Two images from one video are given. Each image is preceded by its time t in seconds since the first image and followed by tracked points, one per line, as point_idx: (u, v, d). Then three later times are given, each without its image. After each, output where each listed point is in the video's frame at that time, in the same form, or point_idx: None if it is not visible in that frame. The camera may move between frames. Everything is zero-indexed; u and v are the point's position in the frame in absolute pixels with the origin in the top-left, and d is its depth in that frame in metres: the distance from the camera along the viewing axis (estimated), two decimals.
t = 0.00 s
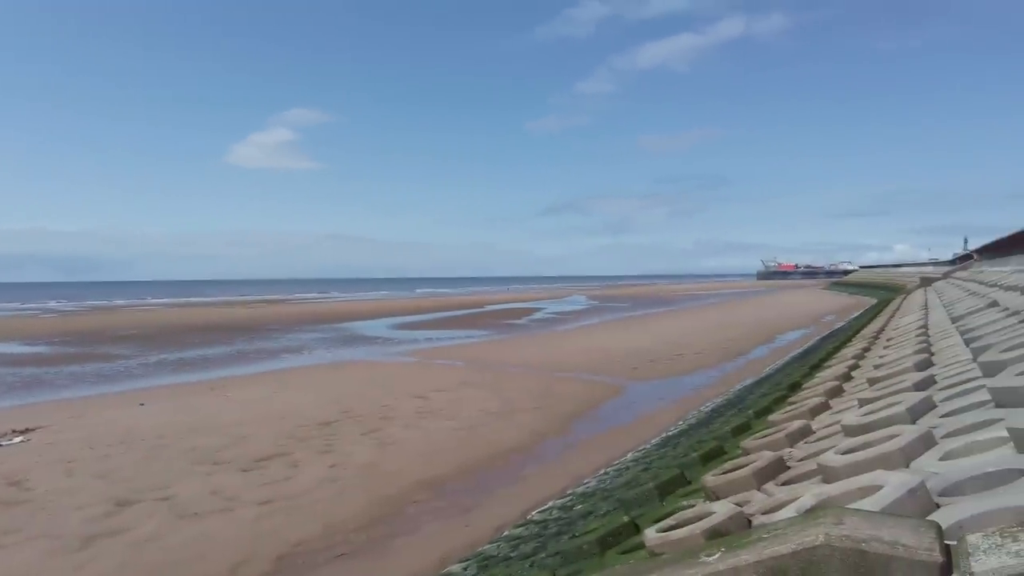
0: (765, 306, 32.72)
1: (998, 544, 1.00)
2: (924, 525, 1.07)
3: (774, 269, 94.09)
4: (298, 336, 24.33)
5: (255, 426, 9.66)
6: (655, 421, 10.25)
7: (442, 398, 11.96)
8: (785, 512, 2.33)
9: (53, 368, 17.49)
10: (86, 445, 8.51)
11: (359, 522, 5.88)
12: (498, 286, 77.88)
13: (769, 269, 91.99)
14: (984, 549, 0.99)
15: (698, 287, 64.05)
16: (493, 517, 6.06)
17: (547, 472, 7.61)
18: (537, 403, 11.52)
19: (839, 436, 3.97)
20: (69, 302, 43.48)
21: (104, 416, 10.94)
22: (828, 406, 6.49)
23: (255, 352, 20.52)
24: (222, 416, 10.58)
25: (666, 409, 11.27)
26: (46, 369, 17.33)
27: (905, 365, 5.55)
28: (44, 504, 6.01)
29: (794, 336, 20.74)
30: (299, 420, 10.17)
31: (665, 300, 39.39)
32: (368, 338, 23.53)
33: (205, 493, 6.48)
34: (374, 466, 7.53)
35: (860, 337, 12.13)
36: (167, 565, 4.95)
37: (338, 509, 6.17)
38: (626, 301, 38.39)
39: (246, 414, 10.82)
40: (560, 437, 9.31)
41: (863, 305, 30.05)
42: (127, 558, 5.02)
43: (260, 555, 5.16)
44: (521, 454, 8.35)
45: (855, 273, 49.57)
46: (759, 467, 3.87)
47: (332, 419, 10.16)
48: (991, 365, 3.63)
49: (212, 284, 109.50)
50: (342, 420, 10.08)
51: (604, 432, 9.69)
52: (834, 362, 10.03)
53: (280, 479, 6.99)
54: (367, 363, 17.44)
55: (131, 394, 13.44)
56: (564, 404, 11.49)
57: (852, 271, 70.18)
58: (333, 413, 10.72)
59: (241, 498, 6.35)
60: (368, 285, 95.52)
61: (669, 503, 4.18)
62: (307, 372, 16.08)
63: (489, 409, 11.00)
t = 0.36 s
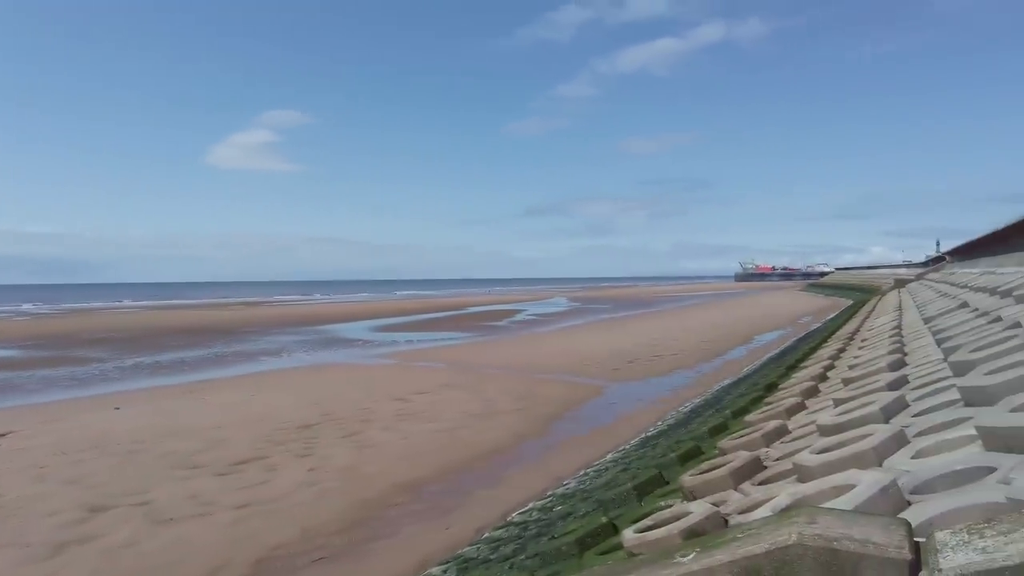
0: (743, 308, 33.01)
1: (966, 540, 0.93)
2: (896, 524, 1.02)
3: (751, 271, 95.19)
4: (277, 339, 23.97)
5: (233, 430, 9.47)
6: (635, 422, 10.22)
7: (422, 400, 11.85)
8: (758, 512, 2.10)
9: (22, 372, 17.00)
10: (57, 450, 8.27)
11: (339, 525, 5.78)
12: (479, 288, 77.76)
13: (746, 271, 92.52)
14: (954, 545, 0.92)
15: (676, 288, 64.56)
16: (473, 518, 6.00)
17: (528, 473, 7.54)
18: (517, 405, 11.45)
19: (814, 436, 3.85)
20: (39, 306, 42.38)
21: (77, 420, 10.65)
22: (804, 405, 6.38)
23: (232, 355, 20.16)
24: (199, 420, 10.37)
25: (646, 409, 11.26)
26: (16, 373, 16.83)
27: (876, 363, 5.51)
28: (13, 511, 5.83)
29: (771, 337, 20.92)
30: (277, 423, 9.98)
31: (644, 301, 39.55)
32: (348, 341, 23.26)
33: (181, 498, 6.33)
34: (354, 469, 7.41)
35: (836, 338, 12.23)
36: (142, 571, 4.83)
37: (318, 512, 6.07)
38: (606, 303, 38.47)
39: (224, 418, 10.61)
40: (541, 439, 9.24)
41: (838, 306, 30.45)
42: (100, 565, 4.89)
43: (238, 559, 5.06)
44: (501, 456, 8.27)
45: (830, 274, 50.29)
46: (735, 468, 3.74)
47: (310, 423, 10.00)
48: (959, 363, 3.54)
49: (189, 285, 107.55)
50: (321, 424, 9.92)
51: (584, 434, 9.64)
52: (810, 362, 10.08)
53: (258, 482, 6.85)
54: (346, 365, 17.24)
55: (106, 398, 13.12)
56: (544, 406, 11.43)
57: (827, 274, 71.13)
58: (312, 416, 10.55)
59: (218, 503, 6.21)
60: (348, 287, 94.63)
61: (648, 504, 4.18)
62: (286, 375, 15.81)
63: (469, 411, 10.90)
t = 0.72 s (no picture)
0: (724, 308, 33.11)
1: (932, 537, 0.84)
2: (866, 522, 0.93)
3: (733, 271, 95.52)
4: (258, 340, 23.54)
5: (210, 432, 9.16)
6: (619, 421, 10.03)
7: (404, 401, 11.60)
8: (733, 511, 1.83)
9: None
10: (30, 455, 7.96)
11: (319, 527, 5.61)
12: (463, 289, 77.30)
13: (727, 271, 93.25)
14: (921, 543, 0.84)
15: (659, 286, 64.68)
16: (455, 519, 5.80)
17: (512, 472, 7.36)
18: (500, 406, 11.21)
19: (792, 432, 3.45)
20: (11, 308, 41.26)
21: (48, 424, 10.26)
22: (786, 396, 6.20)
23: (213, 356, 19.73)
24: (174, 422, 10.02)
25: (630, 408, 11.12)
26: None
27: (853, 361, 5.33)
28: None
29: (752, 336, 20.91)
30: (258, 425, 9.70)
31: (627, 301, 39.49)
32: (331, 342, 22.89)
33: (157, 502, 6.12)
34: (334, 471, 7.19)
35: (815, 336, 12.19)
36: None
37: (297, 514, 5.88)
38: (589, 304, 38.37)
39: (203, 419, 10.30)
40: (523, 438, 9.06)
41: (818, 305, 30.62)
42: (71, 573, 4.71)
43: (214, 565, 4.90)
44: (483, 455, 8.09)
45: (811, 274, 50.49)
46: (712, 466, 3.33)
47: (291, 424, 9.73)
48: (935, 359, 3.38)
49: (168, 287, 106.03)
50: (302, 425, 9.66)
51: (567, 433, 9.49)
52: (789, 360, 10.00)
53: (237, 485, 6.63)
54: (328, 367, 16.88)
55: (80, 400, 12.70)
56: (528, 406, 11.21)
57: (807, 275, 71.82)
58: (293, 418, 10.28)
59: (196, 507, 6.01)
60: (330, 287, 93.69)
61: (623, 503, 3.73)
62: (267, 376, 15.47)
63: (452, 412, 10.69)
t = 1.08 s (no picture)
0: (710, 307, 32.81)
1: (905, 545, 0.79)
2: (831, 531, 0.90)
3: (719, 271, 95.24)
4: (241, 342, 22.75)
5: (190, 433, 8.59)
6: (608, 419, 9.61)
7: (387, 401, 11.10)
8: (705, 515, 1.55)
9: None
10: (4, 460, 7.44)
11: (300, 531, 5.24)
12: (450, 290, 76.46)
13: (712, 271, 93.28)
14: (886, 553, 0.80)
15: (643, 286, 64.29)
16: (440, 521, 5.39)
17: (498, 472, 6.94)
18: (486, 406, 10.73)
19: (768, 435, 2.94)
20: None
21: (23, 428, 9.65)
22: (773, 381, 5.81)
23: (195, 358, 18.97)
24: (154, 423, 9.50)
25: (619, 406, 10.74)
26: None
27: (829, 360, 4.89)
28: None
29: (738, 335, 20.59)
30: (240, 426, 9.18)
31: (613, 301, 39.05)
32: (315, 343, 22.17)
33: (135, 507, 5.71)
34: (317, 472, 6.76)
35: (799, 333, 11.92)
36: None
37: (278, 517, 5.51)
38: (575, 304, 37.89)
39: (183, 421, 9.75)
40: (509, 438, 8.62)
41: (802, 304, 30.41)
42: None
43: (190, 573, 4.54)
44: (468, 456, 7.65)
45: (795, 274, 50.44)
46: (690, 467, 2.85)
47: (275, 425, 9.22)
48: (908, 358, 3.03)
49: (154, 287, 104.34)
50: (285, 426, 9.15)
51: (554, 432, 9.01)
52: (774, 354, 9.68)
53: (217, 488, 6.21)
54: (312, 367, 16.23)
55: (51, 401, 12.00)
56: (515, 406, 10.75)
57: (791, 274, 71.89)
58: (275, 419, 9.77)
59: (174, 511, 5.61)
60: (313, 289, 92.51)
61: (604, 505, 3.17)
62: (249, 377, 14.82)
63: (437, 412, 10.21)
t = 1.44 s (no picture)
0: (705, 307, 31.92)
1: (883, 559, 0.71)
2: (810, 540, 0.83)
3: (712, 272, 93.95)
4: (231, 343, 21.29)
5: (179, 429, 7.78)
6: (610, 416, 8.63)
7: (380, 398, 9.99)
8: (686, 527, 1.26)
9: None
10: None
11: (285, 534, 4.48)
12: (439, 291, 74.86)
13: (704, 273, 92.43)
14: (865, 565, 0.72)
15: (634, 287, 63.12)
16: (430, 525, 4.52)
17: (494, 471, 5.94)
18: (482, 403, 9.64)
19: (759, 437, 2.35)
20: None
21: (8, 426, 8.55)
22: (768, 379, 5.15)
23: (188, 356, 17.55)
24: (147, 422, 8.42)
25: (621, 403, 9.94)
26: None
27: (818, 361, 4.27)
28: None
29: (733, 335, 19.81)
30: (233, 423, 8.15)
31: (608, 301, 37.97)
32: (308, 343, 20.81)
33: (121, 510, 4.93)
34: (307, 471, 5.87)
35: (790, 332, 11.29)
36: None
37: (263, 519, 4.76)
38: (569, 304, 36.78)
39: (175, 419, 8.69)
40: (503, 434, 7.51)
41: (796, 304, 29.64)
42: None
43: None
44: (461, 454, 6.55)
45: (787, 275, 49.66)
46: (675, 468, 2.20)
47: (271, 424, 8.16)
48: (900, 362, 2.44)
49: (141, 288, 102.07)
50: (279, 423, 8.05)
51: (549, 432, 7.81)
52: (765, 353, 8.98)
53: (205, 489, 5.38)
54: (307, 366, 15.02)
55: (20, 399, 10.93)
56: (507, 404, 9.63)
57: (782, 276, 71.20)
58: (264, 414, 8.78)
59: (159, 515, 4.83)
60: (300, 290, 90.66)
61: (590, 509, 2.51)
62: (242, 375, 13.60)
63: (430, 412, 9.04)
